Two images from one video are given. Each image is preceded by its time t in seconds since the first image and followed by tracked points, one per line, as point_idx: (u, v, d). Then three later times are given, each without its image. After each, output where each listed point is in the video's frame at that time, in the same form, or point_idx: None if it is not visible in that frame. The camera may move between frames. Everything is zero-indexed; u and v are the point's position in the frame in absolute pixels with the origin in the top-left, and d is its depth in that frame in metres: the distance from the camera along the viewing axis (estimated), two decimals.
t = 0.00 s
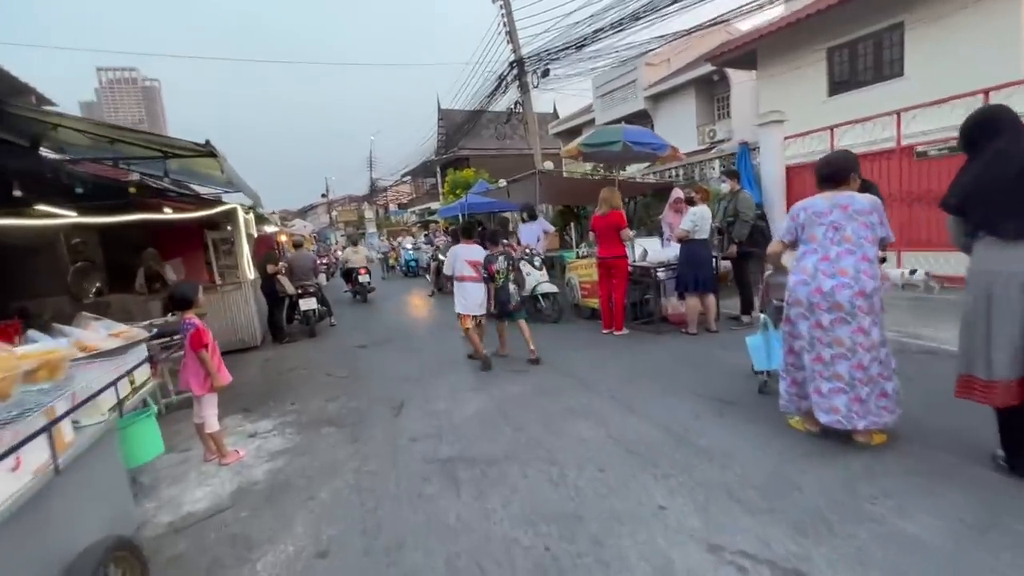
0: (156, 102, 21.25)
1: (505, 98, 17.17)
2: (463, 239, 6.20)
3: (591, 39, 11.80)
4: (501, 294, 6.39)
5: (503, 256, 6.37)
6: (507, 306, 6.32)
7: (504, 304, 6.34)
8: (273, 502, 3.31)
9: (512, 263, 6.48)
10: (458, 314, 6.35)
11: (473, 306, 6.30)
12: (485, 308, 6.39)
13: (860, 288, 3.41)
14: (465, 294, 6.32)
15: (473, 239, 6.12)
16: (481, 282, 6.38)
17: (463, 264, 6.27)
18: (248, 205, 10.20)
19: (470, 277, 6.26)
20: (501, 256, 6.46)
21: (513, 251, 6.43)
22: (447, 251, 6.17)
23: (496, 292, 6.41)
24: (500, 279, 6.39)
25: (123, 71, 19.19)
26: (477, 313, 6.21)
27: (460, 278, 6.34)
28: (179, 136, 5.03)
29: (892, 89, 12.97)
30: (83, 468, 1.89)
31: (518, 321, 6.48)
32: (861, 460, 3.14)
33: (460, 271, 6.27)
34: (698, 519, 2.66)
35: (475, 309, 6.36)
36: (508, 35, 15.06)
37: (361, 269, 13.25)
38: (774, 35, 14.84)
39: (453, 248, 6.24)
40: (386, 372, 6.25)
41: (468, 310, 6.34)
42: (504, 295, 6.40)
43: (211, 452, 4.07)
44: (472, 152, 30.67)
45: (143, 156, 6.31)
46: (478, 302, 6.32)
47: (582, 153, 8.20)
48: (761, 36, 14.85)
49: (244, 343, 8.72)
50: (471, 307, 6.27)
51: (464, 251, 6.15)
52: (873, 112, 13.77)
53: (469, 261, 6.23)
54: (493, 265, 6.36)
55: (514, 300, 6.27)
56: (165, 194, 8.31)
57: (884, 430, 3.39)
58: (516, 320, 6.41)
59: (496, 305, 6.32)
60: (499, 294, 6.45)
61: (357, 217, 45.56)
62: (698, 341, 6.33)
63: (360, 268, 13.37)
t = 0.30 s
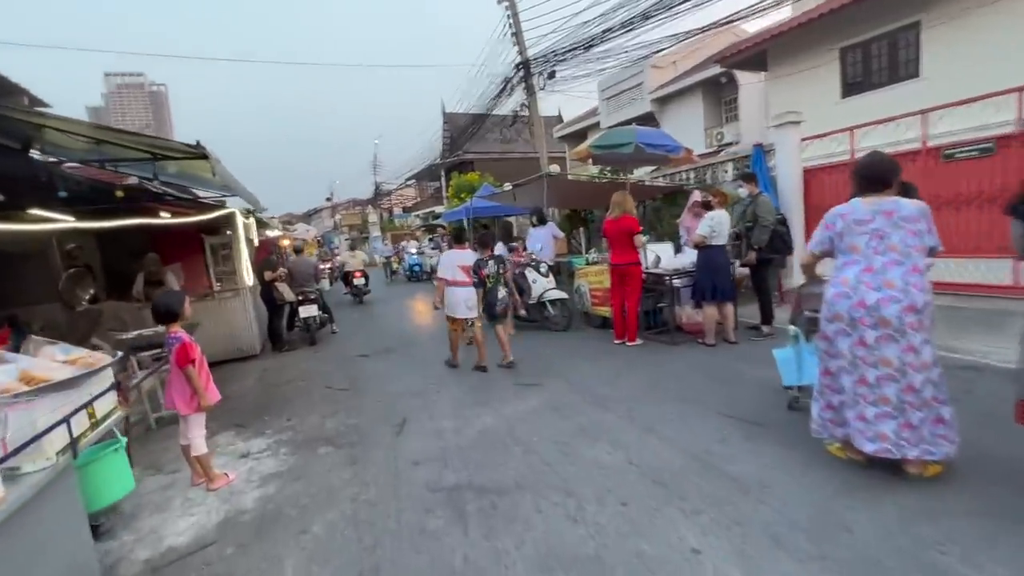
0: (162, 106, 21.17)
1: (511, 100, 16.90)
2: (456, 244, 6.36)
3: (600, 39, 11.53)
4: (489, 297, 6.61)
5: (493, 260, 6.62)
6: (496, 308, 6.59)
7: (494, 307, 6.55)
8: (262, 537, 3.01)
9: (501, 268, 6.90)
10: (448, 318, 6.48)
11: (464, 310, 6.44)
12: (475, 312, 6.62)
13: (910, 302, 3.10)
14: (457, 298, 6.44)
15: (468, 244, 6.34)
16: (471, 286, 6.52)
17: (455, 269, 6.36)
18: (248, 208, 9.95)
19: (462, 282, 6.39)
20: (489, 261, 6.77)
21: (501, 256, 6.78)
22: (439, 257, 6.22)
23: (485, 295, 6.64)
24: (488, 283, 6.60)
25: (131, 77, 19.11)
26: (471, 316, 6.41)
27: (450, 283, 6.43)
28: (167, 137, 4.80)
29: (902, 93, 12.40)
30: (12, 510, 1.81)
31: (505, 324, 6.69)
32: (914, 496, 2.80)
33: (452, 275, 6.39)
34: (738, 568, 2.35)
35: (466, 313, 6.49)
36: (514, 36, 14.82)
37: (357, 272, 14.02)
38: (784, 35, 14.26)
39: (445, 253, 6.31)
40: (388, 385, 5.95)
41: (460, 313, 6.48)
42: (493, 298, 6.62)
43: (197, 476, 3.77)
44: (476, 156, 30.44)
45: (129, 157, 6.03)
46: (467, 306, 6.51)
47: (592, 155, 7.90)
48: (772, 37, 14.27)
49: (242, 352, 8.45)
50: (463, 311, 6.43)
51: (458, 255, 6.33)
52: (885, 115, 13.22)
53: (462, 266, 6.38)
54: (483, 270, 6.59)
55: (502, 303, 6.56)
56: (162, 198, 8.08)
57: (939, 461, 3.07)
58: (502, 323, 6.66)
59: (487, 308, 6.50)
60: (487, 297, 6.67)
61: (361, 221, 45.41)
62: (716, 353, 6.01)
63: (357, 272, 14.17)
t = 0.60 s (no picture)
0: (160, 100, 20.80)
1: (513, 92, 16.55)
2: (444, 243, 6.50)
3: (607, 29, 11.20)
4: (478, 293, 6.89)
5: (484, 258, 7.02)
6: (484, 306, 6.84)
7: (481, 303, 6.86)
8: (251, 558, 2.76)
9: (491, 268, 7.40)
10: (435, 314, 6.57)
11: (451, 306, 6.57)
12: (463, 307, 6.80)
13: (960, 302, 2.84)
14: (444, 295, 6.55)
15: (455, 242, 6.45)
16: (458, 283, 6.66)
17: (443, 266, 6.50)
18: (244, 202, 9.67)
19: (450, 279, 6.51)
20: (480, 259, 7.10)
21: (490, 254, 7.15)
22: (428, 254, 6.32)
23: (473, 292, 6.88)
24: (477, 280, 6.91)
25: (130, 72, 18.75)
26: (459, 312, 6.50)
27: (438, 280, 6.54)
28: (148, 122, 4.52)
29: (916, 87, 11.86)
30: None
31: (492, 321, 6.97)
32: (968, 518, 2.55)
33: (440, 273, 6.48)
34: None
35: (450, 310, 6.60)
36: (517, 26, 14.47)
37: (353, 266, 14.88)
38: (793, 26, 13.52)
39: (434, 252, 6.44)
40: (388, 386, 5.69)
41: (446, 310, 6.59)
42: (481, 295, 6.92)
43: (184, 487, 3.52)
44: (478, 150, 30.07)
45: (110, 145, 5.70)
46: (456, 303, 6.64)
47: (600, 146, 7.59)
48: (781, 28, 13.38)
49: (237, 350, 8.19)
50: (451, 308, 6.57)
51: (445, 252, 6.46)
52: (897, 109, 12.74)
53: (450, 264, 6.54)
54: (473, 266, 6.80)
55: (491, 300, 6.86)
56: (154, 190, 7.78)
57: (993, 477, 2.84)
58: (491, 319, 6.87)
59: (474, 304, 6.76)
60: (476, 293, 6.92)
61: (361, 216, 45.04)
62: (732, 353, 5.75)
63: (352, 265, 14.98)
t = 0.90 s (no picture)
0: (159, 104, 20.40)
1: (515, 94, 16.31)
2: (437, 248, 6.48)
3: (612, 29, 11.00)
4: (468, 298, 6.92)
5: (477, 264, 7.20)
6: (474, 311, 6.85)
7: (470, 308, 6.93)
8: None
9: (481, 274, 7.51)
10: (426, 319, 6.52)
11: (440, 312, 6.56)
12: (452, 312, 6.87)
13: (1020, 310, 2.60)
14: (435, 300, 6.52)
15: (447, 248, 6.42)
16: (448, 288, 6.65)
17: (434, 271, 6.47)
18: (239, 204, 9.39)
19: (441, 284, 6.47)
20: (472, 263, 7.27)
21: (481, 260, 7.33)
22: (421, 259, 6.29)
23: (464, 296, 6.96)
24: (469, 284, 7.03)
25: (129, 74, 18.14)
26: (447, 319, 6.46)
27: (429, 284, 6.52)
28: (136, 115, 4.27)
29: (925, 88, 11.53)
30: None
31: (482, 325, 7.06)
32: None
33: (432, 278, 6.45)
34: None
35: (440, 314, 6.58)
36: (518, 27, 14.27)
37: (349, 269, 14.92)
38: (799, 29, 13.17)
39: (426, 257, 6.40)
40: (388, 397, 5.39)
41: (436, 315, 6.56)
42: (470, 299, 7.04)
43: (165, 511, 3.21)
44: (477, 154, 29.83)
45: (86, 137, 5.32)
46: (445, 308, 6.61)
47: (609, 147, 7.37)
48: (787, 30, 13.14)
49: (231, 357, 7.88)
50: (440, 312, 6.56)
51: (438, 258, 6.45)
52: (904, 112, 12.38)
53: (441, 269, 6.49)
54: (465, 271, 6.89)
55: (480, 306, 6.88)
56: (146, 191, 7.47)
57: None
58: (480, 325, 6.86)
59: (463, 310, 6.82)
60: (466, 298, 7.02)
61: (359, 220, 44.68)
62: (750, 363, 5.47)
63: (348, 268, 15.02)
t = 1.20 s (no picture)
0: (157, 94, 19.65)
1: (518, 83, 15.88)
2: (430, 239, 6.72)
3: (621, 14, 10.63)
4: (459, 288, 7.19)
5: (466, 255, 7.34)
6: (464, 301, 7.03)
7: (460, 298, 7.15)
8: None
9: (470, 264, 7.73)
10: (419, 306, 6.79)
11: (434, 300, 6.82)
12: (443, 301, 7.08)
13: None
14: (428, 289, 6.77)
15: (439, 239, 6.68)
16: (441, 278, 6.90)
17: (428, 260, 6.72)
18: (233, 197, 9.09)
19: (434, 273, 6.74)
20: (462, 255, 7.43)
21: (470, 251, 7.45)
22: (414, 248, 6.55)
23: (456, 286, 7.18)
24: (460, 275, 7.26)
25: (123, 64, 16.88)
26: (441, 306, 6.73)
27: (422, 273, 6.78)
28: (120, 98, 3.99)
29: (944, 77, 10.84)
30: None
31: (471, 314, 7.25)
32: None
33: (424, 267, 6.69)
34: None
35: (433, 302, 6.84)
36: (523, 14, 13.84)
37: (347, 261, 14.71)
38: (812, 16, 12.45)
39: (420, 246, 6.66)
40: (391, 398, 5.13)
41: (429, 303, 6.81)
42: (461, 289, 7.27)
43: (149, 529, 2.94)
44: (478, 146, 29.39)
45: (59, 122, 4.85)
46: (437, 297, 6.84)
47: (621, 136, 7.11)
48: (798, 18, 12.52)
49: (226, 353, 7.61)
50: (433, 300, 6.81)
51: (431, 248, 6.70)
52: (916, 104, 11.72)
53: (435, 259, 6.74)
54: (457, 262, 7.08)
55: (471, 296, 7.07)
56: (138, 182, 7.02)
57: None
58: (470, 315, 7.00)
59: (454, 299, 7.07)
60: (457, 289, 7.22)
61: (358, 211, 44.17)
62: (771, 363, 5.21)
63: (346, 260, 14.80)
